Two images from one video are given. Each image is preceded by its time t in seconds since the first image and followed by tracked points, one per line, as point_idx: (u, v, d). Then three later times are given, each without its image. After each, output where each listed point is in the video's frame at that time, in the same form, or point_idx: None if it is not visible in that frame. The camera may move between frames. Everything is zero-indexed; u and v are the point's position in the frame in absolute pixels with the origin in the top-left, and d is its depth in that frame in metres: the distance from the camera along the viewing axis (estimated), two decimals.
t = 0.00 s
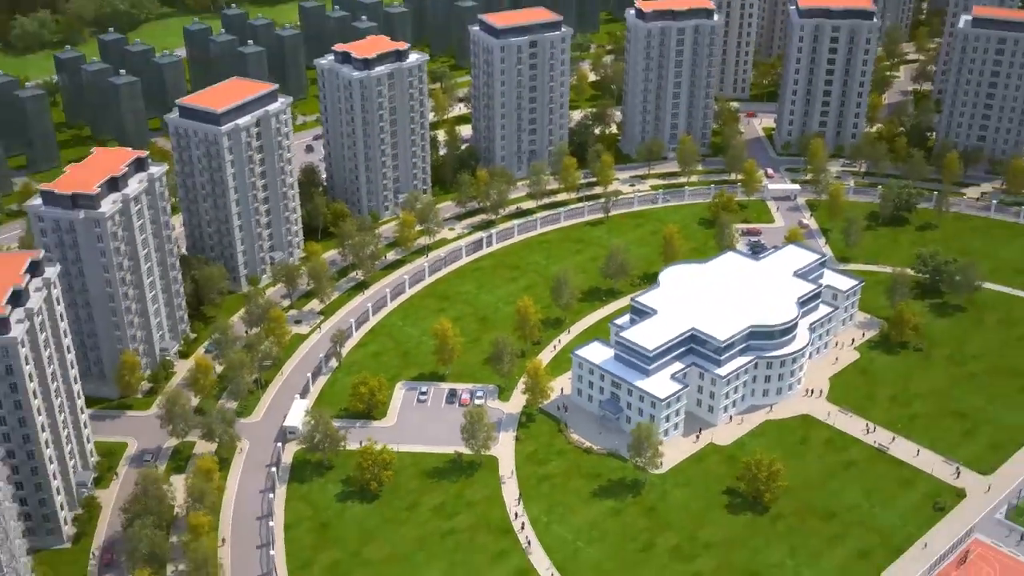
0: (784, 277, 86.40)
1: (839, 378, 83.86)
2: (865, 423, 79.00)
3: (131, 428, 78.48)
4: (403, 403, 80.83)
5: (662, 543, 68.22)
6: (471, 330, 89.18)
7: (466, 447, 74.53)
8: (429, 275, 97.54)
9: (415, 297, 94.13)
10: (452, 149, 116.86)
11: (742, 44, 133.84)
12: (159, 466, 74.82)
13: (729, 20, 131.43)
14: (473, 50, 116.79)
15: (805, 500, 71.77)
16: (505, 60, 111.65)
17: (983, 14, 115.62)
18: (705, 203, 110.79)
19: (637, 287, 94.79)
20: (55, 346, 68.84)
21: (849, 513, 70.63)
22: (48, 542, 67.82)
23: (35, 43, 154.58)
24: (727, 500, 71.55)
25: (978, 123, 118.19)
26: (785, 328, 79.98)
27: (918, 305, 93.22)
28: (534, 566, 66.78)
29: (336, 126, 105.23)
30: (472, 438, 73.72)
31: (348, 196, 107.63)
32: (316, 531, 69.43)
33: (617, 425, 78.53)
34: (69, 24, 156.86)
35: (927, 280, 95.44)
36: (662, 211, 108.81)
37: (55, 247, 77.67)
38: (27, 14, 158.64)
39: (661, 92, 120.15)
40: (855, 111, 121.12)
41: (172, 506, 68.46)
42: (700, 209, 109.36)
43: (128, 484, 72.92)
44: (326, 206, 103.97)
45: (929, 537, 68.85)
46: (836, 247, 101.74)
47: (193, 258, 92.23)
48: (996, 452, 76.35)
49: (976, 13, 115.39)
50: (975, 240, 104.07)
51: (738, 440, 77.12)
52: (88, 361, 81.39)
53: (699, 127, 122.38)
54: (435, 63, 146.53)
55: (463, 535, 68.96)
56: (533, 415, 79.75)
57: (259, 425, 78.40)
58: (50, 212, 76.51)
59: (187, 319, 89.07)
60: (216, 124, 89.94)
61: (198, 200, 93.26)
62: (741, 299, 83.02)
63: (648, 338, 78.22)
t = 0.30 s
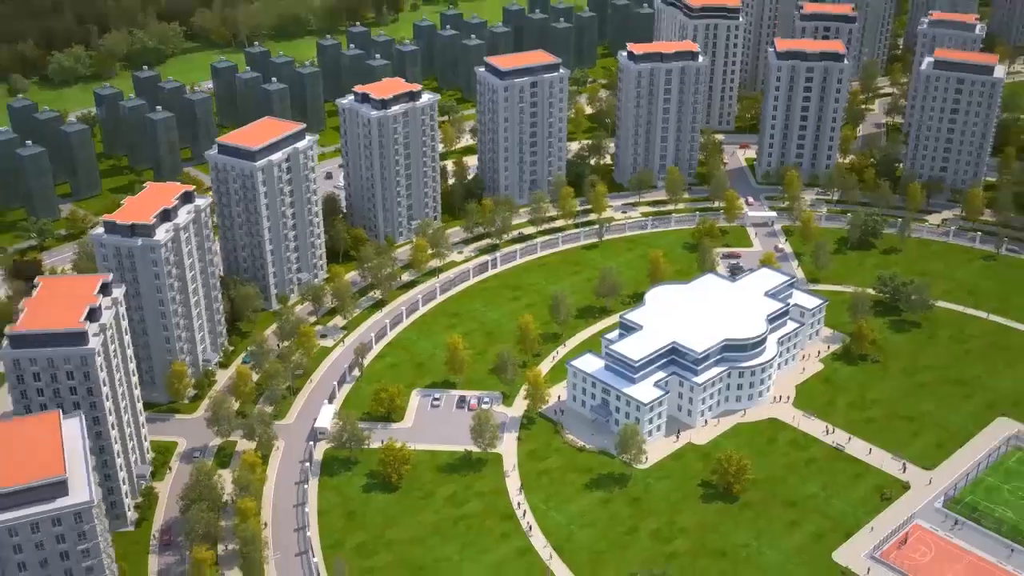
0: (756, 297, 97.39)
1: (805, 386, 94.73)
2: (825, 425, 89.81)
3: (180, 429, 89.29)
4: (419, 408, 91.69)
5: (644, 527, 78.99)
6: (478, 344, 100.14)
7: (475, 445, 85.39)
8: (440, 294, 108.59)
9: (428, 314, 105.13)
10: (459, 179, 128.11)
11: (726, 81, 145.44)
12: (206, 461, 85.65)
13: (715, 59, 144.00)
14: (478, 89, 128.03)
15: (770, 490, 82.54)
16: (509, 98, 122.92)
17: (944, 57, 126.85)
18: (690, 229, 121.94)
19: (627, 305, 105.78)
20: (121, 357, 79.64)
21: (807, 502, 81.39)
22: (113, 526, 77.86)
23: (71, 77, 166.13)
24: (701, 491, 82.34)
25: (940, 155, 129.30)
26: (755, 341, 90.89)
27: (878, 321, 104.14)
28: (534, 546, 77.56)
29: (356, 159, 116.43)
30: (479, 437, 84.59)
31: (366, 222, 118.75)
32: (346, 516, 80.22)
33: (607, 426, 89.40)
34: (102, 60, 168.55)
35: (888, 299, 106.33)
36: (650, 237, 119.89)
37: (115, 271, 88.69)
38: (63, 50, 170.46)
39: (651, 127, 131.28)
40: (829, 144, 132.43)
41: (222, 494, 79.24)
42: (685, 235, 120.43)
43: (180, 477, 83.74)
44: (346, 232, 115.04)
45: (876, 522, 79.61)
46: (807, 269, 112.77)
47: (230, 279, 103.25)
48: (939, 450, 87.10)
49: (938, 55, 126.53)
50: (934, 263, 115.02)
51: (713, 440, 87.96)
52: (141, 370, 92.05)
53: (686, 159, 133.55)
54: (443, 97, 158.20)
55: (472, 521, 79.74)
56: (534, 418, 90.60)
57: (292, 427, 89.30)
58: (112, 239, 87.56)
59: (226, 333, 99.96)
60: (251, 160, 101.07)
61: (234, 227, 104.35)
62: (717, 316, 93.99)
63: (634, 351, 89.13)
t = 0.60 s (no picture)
0: (733, 313, 107.96)
1: (776, 393, 105.27)
2: (794, 427, 100.34)
3: (215, 432, 99.56)
4: (429, 413, 102.10)
5: (631, 517, 89.35)
6: (482, 355, 110.64)
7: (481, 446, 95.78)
8: (447, 310, 119.14)
9: (436, 328, 115.67)
10: (463, 204, 138.86)
11: (711, 111, 156.37)
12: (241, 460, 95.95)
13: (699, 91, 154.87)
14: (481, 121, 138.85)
15: (743, 484, 92.97)
16: (508, 130, 133.70)
17: (909, 91, 137.82)
18: (676, 250, 132.67)
19: (617, 320, 116.34)
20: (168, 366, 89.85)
21: (776, 494, 91.83)
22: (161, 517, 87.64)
23: (97, 106, 176.86)
24: (682, 485, 92.81)
25: (906, 181, 140.28)
26: (731, 353, 101.43)
27: (845, 335, 114.79)
28: (534, 534, 87.94)
29: (369, 187, 127.11)
30: (485, 438, 94.99)
31: (378, 244, 129.38)
32: (367, 507, 90.54)
33: (598, 429, 99.88)
34: (126, 90, 179.36)
35: (854, 314, 116.90)
36: (639, 257, 130.58)
37: (159, 290, 99.10)
38: (89, 82, 181.32)
39: (640, 155, 142.10)
40: (804, 170, 143.30)
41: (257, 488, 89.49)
42: (671, 255, 131.12)
43: (218, 473, 94.01)
44: (360, 254, 125.64)
45: (836, 512, 90.07)
46: (782, 287, 123.45)
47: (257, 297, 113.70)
48: (894, 449, 97.62)
49: (903, 90, 137.41)
50: (898, 281, 125.80)
51: (693, 441, 98.43)
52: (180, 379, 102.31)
53: (673, 185, 144.34)
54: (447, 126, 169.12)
55: (479, 512, 90.08)
56: (533, 422, 101.01)
57: (317, 430, 99.68)
58: (156, 262, 98.03)
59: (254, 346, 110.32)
60: (276, 190, 111.60)
61: (260, 250, 114.79)
62: (697, 330, 104.53)
63: (623, 362, 99.64)
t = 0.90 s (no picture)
0: (713, 327, 118.04)
1: (753, 400, 115.37)
2: (768, 430, 110.44)
3: (241, 437, 109.16)
4: (436, 418, 111.89)
5: (621, 511, 99.20)
6: (484, 366, 120.50)
7: (484, 448, 105.59)
8: (451, 325, 129.10)
9: (441, 341, 125.61)
10: (464, 225, 148.87)
11: (695, 137, 166.79)
12: (266, 461, 105.67)
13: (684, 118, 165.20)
14: (480, 148, 148.98)
15: (721, 481, 102.91)
16: (506, 157, 143.93)
17: (879, 120, 148.29)
18: (662, 268, 142.88)
19: (608, 333, 126.34)
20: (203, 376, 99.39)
21: (751, 490, 101.80)
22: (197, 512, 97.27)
23: (114, 132, 186.67)
24: (667, 482, 102.72)
25: (876, 203, 150.77)
26: (711, 363, 111.48)
27: (817, 346, 124.99)
28: (533, 526, 97.71)
29: (377, 211, 137.11)
30: (488, 441, 104.83)
31: (385, 264, 139.25)
32: (383, 503, 100.25)
33: (591, 432, 109.79)
34: (141, 116, 189.26)
35: (826, 327, 126.97)
36: (628, 275, 140.74)
37: (190, 308, 108.78)
38: (106, 109, 191.24)
39: (628, 179, 152.34)
40: (782, 193, 153.70)
41: (284, 485, 99.13)
42: (657, 273, 141.32)
43: (247, 473, 103.59)
44: (369, 273, 135.55)
45: (805, 505, 100.06)
46: (760, 302, 133.62)
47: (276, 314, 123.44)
48: (859, 449, 107.72)
49: (872, 118, 147.89)
50: (867, 296, 136.12)
51: (677, 443, 108.42)
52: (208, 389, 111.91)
53: (659, 207, 154.56)
54: (447, 151, 179.23)
55: (483, 507, 99.86)
56: (531, 426, 110.87)
57: (334, 434, 109.47)
58: (189, 282, 107.64)
59: (274, 358, 120.00)
60: (294, 215, 121.44)
61: (278, 270, 124.54)
62: (680, 343, 114.56)
63: (613, 371, 109.58)
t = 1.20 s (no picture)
0: (696, 339, 127.44)
1: (733, 406, 124.73)
2: (747, 433, 119.82)
3: (261, 443, 117.95)
4: (441, 424, 120.88)
5: (612, 508, 108.35)
6: (484, 376, 129.59)
7: (486, 451, 114.63)
8: (452, 337, 138.27)
9: (444, 353, 134.76)
10: (462, 244, 157.98)
11: (679, 159, 176.42)
12: (284, 465, 114.52)
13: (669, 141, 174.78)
14: (477, 171, 158.32)
15: (704, 481, 112.18)
16: (502, 180, 153.36)
17: (852, 143, 158.32)
18: (649, 283, 152.30)
19: (599, 345, 135.59)
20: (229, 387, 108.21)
21: (732, 488, 111.09)
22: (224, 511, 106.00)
23: (125, 155, 195.36)
24: (654, 482, 111.96)
25: (850, 222, 160.58)
26: (694, 372, 120.85)
27: (793, 355, 134.49)
28: (532, 522, 106.81)
29: (382, 231, 146.26)
30: (489, 445, 113.87)
31: (389, 281, 148.24)
32: (394, 502, 109.20)
33: (584, 437, 118.90)
34: (151, 140, 198.05)
35: (801, 338, 136.49)
36: (617, 290, 150.14)
37: (213, 324, 117.67)
38: (118, 133, 199.98)
39: (617, 200, 161.77)
40: (761, 212, 163.35)
41: (303, 486, 107.99)
42: (645, 288, 150.72)
43: (267, 476, 112.38)
44: (375, 290, 144.51)
45: (781, 501, 109.41)
46: (740, 315, 143.06)
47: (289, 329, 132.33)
48: (831, 451, 117.18)
49: (845, 141, 157.82)
50: (840, 309, 145.77)
51: (663, 446, 117.65)
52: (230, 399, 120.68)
53: (646, 226, 164.02)
54: (444, 172, 188.47)
55: (486, 505, 108.90)
56: (529, 431, 119.92)
57: (347, 439, 118.41)
58: (213, 299, 116.61)
59: (288, 370, 128.81)
60: (306, 237, 130.50)
61: (289, 287, 133.46)
62: (665, 354, 123.90)
63: (604, 380, 118.84)
